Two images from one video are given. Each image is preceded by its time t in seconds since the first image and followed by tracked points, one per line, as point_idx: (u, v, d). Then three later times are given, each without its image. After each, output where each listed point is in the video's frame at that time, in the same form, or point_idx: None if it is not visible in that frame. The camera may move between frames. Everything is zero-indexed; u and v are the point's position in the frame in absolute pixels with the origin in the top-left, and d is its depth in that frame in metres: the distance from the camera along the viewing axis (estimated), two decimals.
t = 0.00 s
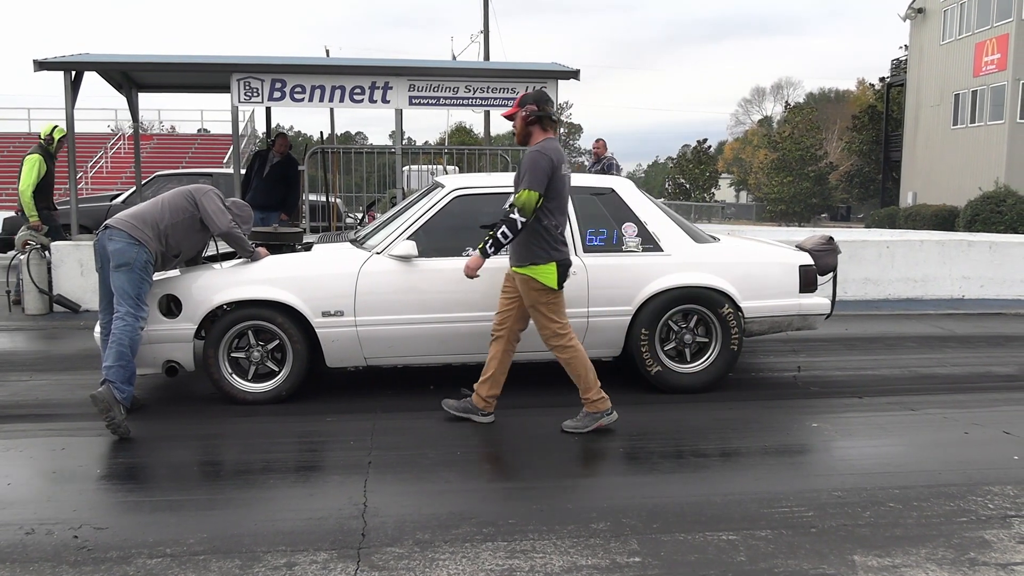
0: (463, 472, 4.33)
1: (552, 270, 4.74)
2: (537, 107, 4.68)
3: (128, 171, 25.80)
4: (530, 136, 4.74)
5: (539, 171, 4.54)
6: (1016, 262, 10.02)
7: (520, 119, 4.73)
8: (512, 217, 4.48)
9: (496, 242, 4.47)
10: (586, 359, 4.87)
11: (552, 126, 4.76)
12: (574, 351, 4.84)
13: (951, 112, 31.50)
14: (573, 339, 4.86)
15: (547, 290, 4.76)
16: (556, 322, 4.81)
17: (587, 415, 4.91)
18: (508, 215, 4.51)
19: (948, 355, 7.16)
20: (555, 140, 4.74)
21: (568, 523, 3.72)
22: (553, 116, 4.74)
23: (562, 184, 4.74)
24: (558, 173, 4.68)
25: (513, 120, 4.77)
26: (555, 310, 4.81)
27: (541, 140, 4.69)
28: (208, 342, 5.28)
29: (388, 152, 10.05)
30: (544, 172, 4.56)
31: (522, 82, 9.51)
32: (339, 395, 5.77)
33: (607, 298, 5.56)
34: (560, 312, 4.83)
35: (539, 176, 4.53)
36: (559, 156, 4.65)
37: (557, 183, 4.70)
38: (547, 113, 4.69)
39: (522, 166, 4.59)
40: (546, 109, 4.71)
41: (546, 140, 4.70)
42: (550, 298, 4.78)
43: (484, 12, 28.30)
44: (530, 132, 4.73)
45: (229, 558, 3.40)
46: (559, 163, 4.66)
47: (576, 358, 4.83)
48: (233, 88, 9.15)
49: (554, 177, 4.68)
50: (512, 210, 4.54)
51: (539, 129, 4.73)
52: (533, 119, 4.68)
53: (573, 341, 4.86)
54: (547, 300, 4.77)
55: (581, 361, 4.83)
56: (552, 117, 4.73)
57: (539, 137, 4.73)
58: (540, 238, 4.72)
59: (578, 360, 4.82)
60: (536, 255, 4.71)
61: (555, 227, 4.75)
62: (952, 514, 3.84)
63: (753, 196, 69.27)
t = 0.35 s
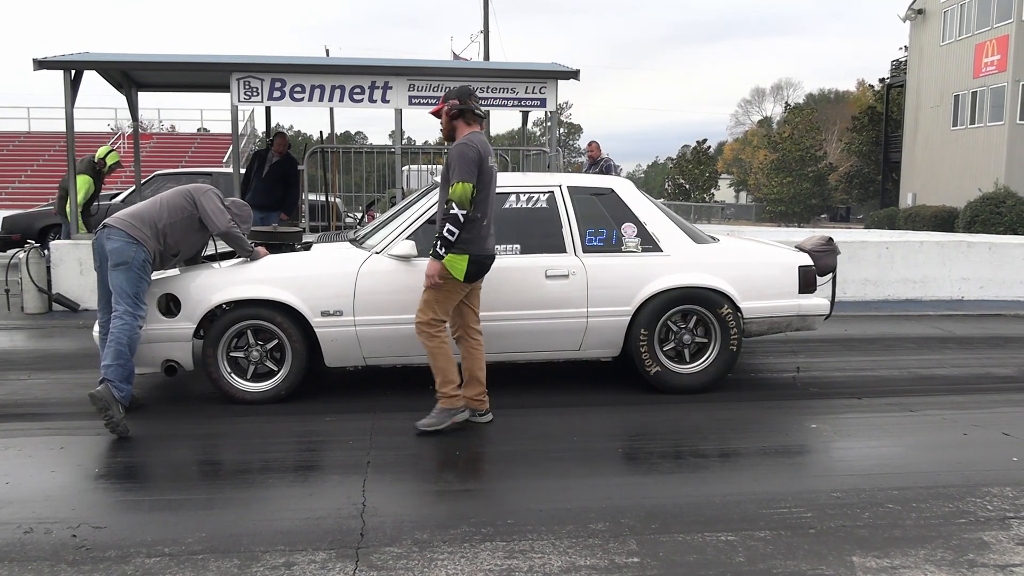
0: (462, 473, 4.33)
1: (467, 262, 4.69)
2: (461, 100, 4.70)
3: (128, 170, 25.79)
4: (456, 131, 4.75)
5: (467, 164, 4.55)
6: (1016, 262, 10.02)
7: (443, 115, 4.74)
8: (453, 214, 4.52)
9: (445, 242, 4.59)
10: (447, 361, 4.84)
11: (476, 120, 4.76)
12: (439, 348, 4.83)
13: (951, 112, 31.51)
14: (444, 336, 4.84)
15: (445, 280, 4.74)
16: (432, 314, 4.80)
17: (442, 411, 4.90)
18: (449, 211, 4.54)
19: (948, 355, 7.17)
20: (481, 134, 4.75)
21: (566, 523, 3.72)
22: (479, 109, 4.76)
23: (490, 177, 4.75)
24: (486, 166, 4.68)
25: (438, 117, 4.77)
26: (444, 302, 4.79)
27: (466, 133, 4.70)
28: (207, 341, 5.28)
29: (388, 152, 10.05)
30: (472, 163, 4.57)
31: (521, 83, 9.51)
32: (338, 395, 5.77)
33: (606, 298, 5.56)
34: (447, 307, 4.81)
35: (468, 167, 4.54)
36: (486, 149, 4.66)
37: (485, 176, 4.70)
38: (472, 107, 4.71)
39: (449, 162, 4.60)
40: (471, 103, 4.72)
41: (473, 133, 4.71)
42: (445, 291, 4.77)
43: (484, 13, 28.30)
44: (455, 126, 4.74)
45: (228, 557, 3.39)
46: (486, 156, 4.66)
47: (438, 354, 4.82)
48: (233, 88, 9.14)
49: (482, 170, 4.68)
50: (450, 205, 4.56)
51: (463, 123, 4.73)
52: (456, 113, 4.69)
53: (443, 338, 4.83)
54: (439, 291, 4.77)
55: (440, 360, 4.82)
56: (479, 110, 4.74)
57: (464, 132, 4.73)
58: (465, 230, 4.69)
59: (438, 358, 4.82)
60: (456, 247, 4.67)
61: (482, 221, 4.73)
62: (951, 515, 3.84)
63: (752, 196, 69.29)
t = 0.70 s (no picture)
0: (465, 472, 4.33)
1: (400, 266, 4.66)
2: (393, 103, 4.72)
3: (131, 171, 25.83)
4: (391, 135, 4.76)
5: (399, 165, 4.55)
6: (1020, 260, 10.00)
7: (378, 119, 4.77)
8: (387, 217, 4.52)
9: (383, 246, 4.56)
10: (389, 368, 4.83)
11: (409, 122, 4.77)
12: (381, 353, 4.82)
13: (954, 110, 31.44)
14: (385, 342, 4.83)
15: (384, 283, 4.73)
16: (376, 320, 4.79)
17: (369, 415, 4.94)
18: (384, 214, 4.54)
19: (952, 353, 7.15)
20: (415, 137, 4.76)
21: (569, 522, 3.72)
22: (413, 112, 4.77)
23: (426, 180, 4.74)
24: (420, 169, 4.68)
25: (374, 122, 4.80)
26: (386, 307, 4.78)
27: (398, 136, 4.70)
28: (209, 341, 5.28)
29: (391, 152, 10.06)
30: (403, 166, 4.57)
31: (523, 82, 9.51)
32: (341, 395, 5.77)
33: (609, 298, 5.55)
34: (389, 311, 4.80)
35: (399, 169, 4.54)
36: (418, 152, 4.67)
37: (419, 179, 4.69)
38: (404, 110, 4.72)
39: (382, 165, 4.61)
40: (402, 106, 4.74)
41: (407, 136, 4.71)
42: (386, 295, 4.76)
43: (487, 13, 28.32)
44: (389, 129, 4.75)
45: (231, 557, 3.40)
46: (419, 159, 4.67)
47: (377, 361, 4.81)
48: (235, 89, 9.15)
49: (416, 173, 4.67)
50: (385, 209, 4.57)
51: (396, 126, 4.74)
52: (389, 116, 4.70)
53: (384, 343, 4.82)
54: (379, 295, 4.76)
55: (380, 367, 4.81)
56: (412, 114, 4.76)
57: (398, 135, 4.74)
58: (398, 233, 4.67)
59: (379, 365, 4.80)
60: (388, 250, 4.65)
61: (417, 224, 4.71)
62: (955, 513, 3.83)
63: (756, 195, 69.16)
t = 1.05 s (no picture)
0: (471, 471, 4.34)
1: (362, 261, 4.80)
2: (343, 107, 4.85)
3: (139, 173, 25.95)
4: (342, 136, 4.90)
5: (344, 161, 4.68)
6: None
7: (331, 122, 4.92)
8: (322, 206, 4.62)
9: (315, 234, 4.67)
10: (384, 362, 4.90)
11: (360, 125, 4.89)
12: (371, 350, 4.89)
13: (963, 107, 31.27)
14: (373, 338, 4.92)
15: (355, 282, 4.86)
16: (357, 319, 4.87)
17: (374, 415, 4.94)
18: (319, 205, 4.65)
19: (960, 351, 7.12)
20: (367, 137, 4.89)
21: (575, 522, 3.72)
22: (364, 114, 4.89)
23: (374, 177, 4.85)
24: (368, 166, 4.81)
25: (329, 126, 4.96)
26: (364, 305, 4.90)
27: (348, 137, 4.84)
28: (217, 342, 5.30)
29: (397, 152, 10.08)
30: (349, 163, 4.70)
31: (529, 82, 9.51)
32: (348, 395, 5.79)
33: (615, 297, 5.55)
34: (367, 308, 4.91)
35: (343, 166, 4.67)
36: (366, 149, 4.79)
37: (367, 177, 4.82)
38: (353, 113, 4.85)
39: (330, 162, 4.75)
40: (352, 110, 4.87)
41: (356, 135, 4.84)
42: (361, 291, 4.88)
43: (493, 12, 28.32)
44: (341, 132, 4.89)
45: (238, 557, 3.41)
46: (365, 156, 4.79)
47: (373, 357, 4.87)
48: (242, 89, 9.17)
49: (364, 171, 4.80)
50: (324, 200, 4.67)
51: (347, 128, 4.88)
52: (340, 119, 4.84)
53: (372, 340, 4.91)
54: (355, 294, 4.87)
55: (376, 362, 4.87)
56: (362, 116, 4.88)
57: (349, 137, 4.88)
58: (353, 229, 4.81)
59: (375, 360, 4.87)
60: (347, 247, 4.80)
61: (370, 218, 4.84)
62: (963, 512, 3.81)
63: (764, 193, 68.97)
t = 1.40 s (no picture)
0: (483, 471, 4.34)
1: (345, 243, 4.95)
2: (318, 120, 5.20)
3: (154, 175, 26.13)
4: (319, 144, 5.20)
5: (321, 150, 4.97)
6: None
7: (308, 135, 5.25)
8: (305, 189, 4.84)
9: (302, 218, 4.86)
10: (366, 343, 4.94)
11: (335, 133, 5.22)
12: (354, 331, 4.94)
13: (979, 104, 30.98)
14: (355, 321, 4.99)
15: (339, 264, 4.96)
16: (339, 301, 4.96)
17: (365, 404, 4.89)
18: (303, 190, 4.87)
19: (976, 350, 7.06)
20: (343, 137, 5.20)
21: (587, 521, 3.72)
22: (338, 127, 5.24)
23: (351, 167, 5.11)
24: (344, 157, 5.08)
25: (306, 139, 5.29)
26: (346, 287, 4.99)
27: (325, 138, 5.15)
28: (231, 342, 5.33)
29: (410, 153, 10.09)
30: (326, 153, 4.99)
31: (541, 81, 9.51)
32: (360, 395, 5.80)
33: (627, 296, 5.53)
34: (348, 292, 4.99)
35: (320, 154, 4.95)
36: (341, 143, 5.10)
37: (344, 167, 5.09)
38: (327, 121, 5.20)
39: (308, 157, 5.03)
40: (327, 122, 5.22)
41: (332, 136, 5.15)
42: (342, 274, 4.97)
43: (505, 13, 28.29)
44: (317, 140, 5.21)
45: (251, 556, 3.43)
46: (341, 148, 5.08)
47: (354, 338, 4.92)
48: (255, 91, 9.21)
49: (340, 161, 5.07)
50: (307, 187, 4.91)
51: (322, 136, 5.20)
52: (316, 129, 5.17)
53: (354, 321, 4.97)
54: (337, 277, 4.96)
55: (358, 342, 4.91)
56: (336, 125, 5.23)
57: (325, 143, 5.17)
58: (335, 215, 5.02)
59: (356, 341, 4.91)
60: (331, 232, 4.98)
61: (350, 204, 5.05)
62: (978, 512, 3.77)
63: (777, 192, 68.63)
